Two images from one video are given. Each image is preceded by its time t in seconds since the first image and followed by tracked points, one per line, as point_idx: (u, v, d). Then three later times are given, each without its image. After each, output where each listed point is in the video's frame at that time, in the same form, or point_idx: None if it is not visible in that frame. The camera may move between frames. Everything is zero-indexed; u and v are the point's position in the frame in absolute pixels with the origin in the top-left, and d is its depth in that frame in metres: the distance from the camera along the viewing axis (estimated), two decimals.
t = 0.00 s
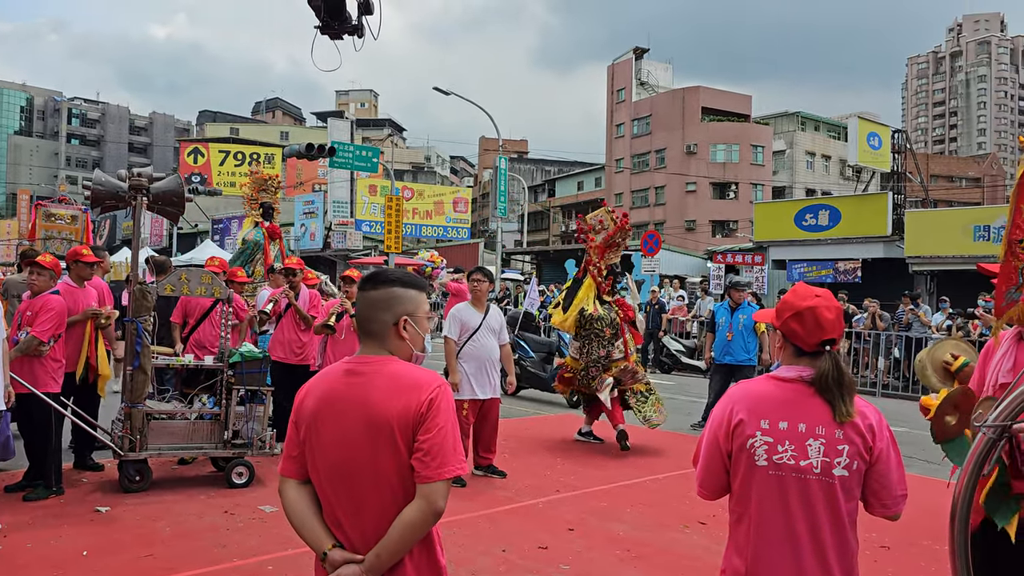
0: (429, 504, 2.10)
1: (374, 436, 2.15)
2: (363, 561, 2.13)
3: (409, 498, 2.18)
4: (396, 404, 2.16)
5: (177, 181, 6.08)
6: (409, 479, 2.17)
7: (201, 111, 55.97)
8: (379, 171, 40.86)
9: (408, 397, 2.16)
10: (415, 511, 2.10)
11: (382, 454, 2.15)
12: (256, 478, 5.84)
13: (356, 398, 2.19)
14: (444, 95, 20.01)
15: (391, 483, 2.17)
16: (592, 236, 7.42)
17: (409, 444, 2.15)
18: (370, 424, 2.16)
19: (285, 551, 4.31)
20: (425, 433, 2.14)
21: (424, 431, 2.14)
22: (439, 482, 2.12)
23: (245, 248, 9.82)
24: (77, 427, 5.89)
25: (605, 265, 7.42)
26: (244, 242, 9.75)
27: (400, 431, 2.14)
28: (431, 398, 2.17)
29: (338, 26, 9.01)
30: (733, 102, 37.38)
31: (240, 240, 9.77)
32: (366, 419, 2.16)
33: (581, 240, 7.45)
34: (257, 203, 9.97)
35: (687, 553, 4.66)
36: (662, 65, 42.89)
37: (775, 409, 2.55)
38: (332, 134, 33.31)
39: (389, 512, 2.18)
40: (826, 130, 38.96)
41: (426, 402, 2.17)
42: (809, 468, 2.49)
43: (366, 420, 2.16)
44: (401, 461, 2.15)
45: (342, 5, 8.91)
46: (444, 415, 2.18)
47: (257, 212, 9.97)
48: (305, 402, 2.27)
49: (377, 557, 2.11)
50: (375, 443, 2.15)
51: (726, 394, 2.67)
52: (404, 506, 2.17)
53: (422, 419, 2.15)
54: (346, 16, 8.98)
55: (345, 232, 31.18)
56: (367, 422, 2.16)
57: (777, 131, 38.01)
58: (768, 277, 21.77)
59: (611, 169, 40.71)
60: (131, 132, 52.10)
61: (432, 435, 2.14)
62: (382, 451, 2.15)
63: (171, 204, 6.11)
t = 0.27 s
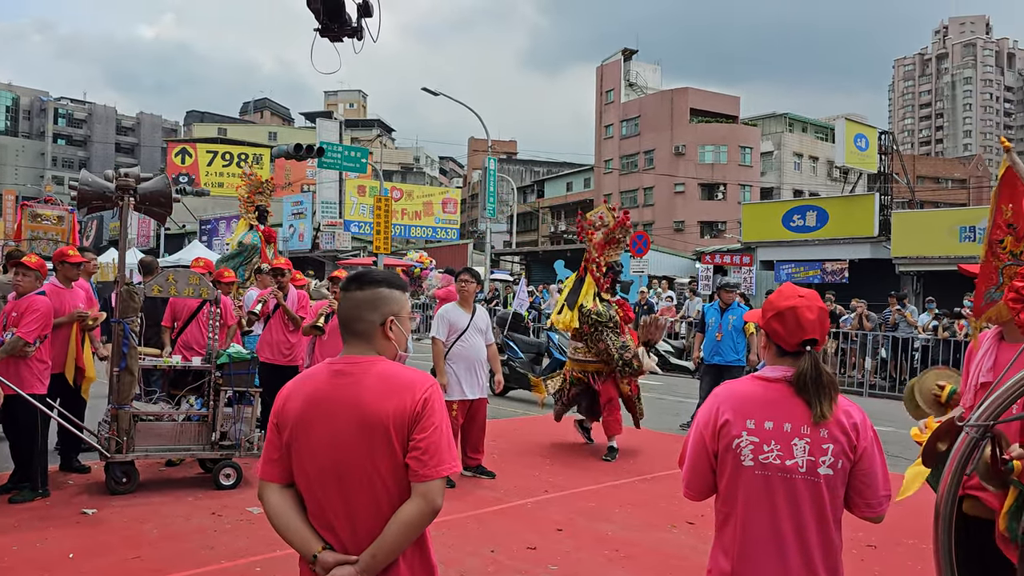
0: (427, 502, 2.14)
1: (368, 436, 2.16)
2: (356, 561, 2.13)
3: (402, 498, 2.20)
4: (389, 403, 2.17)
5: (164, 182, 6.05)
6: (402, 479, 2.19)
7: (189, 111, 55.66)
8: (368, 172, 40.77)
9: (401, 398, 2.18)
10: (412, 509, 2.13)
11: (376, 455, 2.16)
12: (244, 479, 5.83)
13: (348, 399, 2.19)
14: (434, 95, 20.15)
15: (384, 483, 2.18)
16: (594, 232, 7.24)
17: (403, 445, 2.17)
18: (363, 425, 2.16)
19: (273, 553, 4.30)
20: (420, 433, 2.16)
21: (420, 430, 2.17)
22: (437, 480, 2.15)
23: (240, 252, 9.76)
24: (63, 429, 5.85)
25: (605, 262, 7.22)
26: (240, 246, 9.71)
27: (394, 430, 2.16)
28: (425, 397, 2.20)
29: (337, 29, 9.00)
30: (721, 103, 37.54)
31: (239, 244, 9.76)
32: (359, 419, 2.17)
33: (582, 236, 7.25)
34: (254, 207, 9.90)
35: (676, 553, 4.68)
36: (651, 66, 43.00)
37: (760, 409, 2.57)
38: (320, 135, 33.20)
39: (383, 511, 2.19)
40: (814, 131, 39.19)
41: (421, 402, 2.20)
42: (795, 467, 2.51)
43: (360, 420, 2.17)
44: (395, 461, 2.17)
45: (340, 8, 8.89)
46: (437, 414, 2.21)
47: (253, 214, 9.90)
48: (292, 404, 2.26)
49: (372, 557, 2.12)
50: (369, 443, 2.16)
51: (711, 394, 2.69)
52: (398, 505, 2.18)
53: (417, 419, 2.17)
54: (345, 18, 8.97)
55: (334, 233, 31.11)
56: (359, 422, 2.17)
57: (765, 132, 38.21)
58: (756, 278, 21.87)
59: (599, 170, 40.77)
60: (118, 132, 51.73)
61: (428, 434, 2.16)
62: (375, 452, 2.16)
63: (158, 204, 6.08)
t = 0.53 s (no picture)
0: (413, 502, 2.15)
1: (354, 436, 2.17)
2: (340, 562, 2.14)
3: (388, 499, 2.21)
4: (376, 404, 2.18)
5: (151, 180, 6.02)
6: (388, 479, 2.20)
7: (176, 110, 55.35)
8: (357, 171, 40.66)
9: (388, 398, 2.19)
10: (400, 509, 2.14)
11: (362, 454, 2.17)
12: (231, 479, 5.82)
13: (333, 400, 2.19)
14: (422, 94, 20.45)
15: (370, 483, 2.18)
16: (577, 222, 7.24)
17: (389, 445, 2.18)
18: (349, 425, 2.17)
19: (261, 553, 4.30)
20: (407, 433, 2.17)
21: (406, 430, 2.18)
22: (422, 481, 2.16)
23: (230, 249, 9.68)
24: (48, 429, 5.81)
25: (584, 253, 7.20)
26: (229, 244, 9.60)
27: (380, 432, 2.17)
28: (411, 398, 2.22)
29: (335, 29, 8.97)
30: (710, 103, 37.69)
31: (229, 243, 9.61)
32: (344, 420, 2.17)
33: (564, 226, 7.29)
34: (245, 202, 9.87)
35: (664, 551, 4.70)
36: (639, 66, 43.11)
37: (743, 408, 2.60)
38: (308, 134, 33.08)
39: (368, 511, 2.20)
40: (801, 131, 39.40)
41: (408, 402, 2.21)
42: (777, 466, 2.53)
43: (346, 420, 2.17)
44: (381, 462, 2.18)
45: (338, 8, 8.85)
46: (423, 416, 2.22)
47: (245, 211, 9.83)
48: (276, 405, 2.25)
49: (357, 557, 2.13)
50: (356, 444, 2.17)
51: (696, 393, 2.70)
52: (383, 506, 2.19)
53: (403, 420, 2.19)
54: (343, 19, 8.94)
55: (322, 232, 31.03)
56: (345, 422, 2.17)
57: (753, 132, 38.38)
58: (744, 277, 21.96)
59: (588, 170, 40.82)
60: (104, 131, 51.35)
61: (413, 435, 2.18)
62: (361, 451, 2.17)
63: (145, 203, 6.05)
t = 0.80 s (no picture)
0: (408, 501, 2.19)
1: (345, 434, 2.18)
2: (330, 561, 2.15)
3: (379, 497, 2.23)
4: (367, 404, 2.19)
5: (135, 176, 5.98)
6: (379, 478, 2.22)
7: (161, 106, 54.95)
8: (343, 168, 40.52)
9: (379, 397, 2.21)
10: (393, 508, 2.17)
11: (354, 452, 2.18)
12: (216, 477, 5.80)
13: (323, 398, 2.19)
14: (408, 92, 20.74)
15: (361, 480, 2.20)
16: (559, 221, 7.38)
17: (381, 443, 2.20)
18: (340, 424, 2.18)
19: (246, 550, 4.29)
20: (399, 432, 2.20)
21: (399, 429, 2.20)
22: (416, 480, 2.20)
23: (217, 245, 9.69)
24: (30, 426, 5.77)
25: (568, 250, 7.30)
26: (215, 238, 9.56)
27: (373, 431, 2.18)
28: (403, 397, 2.24)
29: (329, 27, 8.94)
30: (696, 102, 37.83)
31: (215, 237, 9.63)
32: (335, 419, 2.18)
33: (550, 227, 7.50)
34: (232, 197, 9.92)
35: (649, 548, 4.73)
36: (626, 65, 43.22)
37: (726, 405, 2.63)
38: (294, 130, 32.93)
39: (359, 509, 2.21)
40: (787, 130, 39.64)
41: (400, 402, 2.23)
42: (760, 462, 2.56)
43: (337, 419, 2.18)
44: (373, 460, 2.20)
45: (332, 6, 8.81)
46: (414, 416, 2.24)
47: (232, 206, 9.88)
48: (262, 404, 2.24)
49: (349, 555, 2.14)
50: (347, 442, 2.18)
51: (680, 390, 2.73)
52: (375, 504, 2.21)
53: (395, 419, 2.21)
54: (338, 16, 8.89)
55: (308, 229, 30.93)
56: (335, 420, 2.18)
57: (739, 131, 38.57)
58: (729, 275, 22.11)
59: (575, 168, 40.87)
60: (88, 126, 50.87)
61: (406, 434, 2.20)
62: (353, 450, 2.18)
63: (129, 199, 6.01)
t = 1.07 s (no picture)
0: (393, 500, 2.19)
1: (332, 431, 2.18)
2: (314, 558, 2.16)
3: (365, 495, 2.23)
4: (354, 401, 2.19)
5: (121, 170, 5.95)
6: (365, 476, 2.22)
7: (148, 100, 54.55)
8: (331, 164, 40.37)
9: (366, 395, 2.21)
10: (377, 506, 2.17)
11: (340, 449, 2.19)
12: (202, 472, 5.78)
13: (310, 394, 2.20)
14: (396, 87, 20.15)
15: (346, 477, 2.20)
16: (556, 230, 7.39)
17: (367, 440, 2.20)
18: (327, 421, 2.18)
19: (232, 546, 4.28)
20: (385, 430, 2.20)
21: (384, 427, 2.20)
22: (400, 478, 2.20)
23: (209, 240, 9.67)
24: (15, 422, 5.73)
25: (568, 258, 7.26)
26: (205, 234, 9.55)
27: (359, 429, 2.19)
28: (389, 396, 2.24)
29: (325, 22, 8.89)
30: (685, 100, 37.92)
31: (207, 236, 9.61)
32: (322, 415, 2.18)
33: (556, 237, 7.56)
34: (225, 192, 9.85)
35: (636, 545, 4.76)
36: (615, 63, 43.28)
37: (712, 401, 2.65)
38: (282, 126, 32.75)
39: (344, 506, 2.21)
40: (775, 128, 39.81)
41: (386, 399, 2.23)
42: (745, 459, 2.58)
43: (324, 416, 2.18)
44: (358, 459, 2.20)
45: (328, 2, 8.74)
46: (400, 414, 2.24)
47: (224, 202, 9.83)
48: (249, 399, 2.24)
49: (332, 552, 2.15)
50: (333, 439, 2.18)
51: (666, 387, 2.75)
52: (360, 503, 2.21)
53: (381, 416, 2.21)
54: (332, 12, 8.84)
55: (296, 224, 30.83)
56: (322, 416, 2.18)
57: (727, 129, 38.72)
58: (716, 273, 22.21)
59: (563, 165, 40.87)
60: (74, 120, 50.40)
61: (392, 432, 2.20)
62: (339, 447, 2.19)
63: (115, 193, 5.97)
